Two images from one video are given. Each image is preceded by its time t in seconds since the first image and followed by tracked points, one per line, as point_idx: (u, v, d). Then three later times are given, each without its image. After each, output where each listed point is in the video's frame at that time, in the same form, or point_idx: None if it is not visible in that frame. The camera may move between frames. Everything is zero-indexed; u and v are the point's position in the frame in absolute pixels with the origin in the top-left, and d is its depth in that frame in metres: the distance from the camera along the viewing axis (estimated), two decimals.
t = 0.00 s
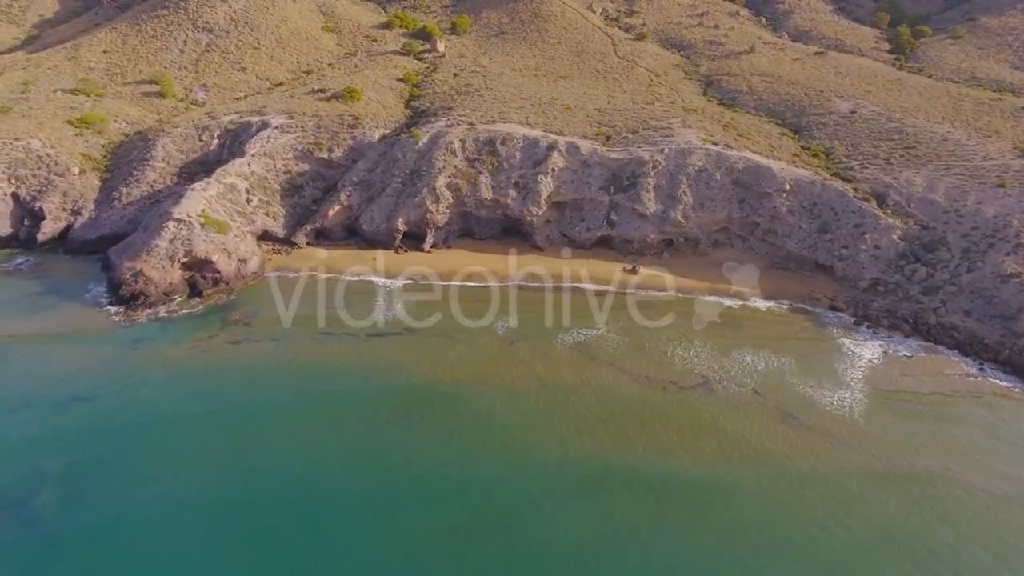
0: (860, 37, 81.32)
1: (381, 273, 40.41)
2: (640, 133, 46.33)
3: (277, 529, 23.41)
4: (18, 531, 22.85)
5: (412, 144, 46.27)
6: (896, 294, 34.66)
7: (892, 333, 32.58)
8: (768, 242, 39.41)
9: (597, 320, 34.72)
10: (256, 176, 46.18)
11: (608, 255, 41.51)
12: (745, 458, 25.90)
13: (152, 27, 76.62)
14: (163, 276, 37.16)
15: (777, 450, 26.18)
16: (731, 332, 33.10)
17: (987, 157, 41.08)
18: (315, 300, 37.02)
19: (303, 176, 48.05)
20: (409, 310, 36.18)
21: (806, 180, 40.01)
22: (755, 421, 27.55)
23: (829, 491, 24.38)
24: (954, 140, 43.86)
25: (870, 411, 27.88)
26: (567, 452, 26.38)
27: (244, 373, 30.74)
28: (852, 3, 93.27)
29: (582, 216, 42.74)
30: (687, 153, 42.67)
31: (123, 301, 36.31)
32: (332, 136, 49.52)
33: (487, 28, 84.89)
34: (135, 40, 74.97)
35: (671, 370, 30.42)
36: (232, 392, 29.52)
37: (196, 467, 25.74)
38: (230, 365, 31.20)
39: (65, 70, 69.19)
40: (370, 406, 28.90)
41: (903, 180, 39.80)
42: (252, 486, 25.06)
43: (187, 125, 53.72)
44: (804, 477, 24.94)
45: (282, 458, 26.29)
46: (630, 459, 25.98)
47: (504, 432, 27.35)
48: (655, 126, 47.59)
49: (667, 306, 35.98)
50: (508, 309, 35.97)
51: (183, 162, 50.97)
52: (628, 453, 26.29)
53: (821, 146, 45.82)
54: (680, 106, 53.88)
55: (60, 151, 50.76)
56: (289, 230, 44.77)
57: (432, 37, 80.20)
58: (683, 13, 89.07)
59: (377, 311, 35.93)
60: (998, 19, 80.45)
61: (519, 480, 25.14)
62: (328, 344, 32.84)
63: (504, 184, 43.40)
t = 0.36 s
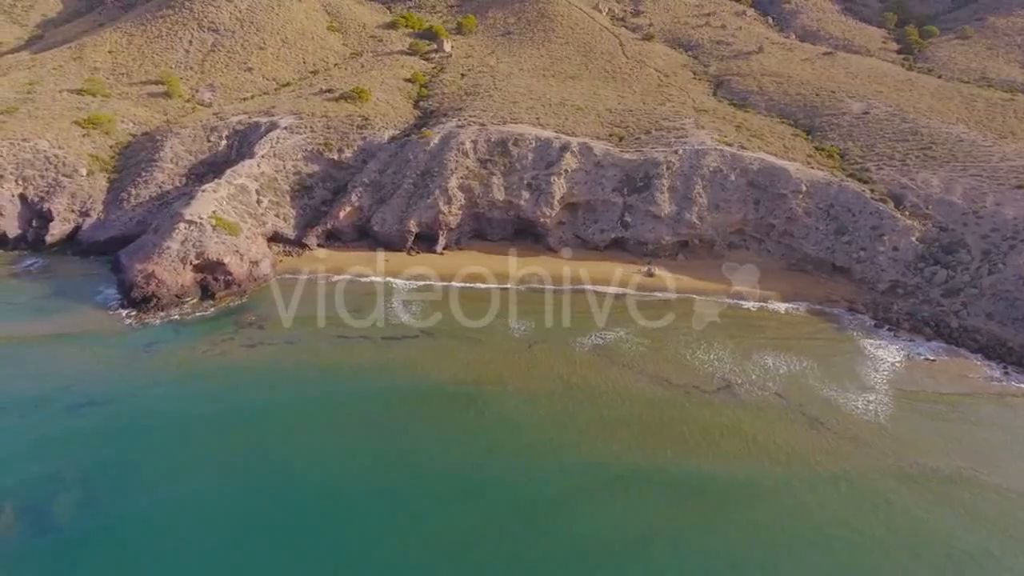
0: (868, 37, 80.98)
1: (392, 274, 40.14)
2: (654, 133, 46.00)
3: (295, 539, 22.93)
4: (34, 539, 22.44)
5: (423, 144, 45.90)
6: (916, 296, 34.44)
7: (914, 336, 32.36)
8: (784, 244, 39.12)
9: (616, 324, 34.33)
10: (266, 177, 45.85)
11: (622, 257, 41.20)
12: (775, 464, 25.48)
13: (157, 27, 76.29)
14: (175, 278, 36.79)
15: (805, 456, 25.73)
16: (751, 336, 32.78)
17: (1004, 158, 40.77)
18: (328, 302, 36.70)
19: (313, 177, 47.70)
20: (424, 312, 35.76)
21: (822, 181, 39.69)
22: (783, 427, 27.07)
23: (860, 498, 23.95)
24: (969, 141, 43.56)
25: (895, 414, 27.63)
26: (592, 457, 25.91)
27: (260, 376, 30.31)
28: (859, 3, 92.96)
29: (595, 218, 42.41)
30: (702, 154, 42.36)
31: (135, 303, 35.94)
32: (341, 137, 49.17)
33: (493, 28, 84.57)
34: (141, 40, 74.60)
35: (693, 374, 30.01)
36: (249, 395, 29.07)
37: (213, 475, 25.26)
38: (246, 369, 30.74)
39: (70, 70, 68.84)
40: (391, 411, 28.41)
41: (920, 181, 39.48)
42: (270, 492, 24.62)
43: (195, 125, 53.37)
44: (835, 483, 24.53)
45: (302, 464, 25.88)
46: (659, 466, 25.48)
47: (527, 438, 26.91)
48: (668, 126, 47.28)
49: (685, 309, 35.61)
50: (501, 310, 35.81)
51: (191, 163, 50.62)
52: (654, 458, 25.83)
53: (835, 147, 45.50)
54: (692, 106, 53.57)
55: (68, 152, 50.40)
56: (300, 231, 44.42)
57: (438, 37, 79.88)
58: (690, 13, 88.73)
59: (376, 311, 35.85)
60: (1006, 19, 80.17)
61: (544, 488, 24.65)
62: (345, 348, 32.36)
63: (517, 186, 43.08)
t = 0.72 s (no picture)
0: (876, 37, 80.67)
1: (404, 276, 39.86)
2: (667, 134, 45.68)
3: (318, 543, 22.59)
4: (54, 545, 22.04)
5: (435, 145, 45.55)
6: (936, 299, 34.24)
7: (937, 339, 32.16)
8: (801, 246, 38.88)
9: (633, 326, 34.01)
10: (276, 178, 45.51)
11: (637, 259, 40.89)
12: (804, 469, 25.05)
13: (163, 27, 75.91)
14: (188, 280, 36.42)
15: (833, 461, 25.38)
16: (772, 340, 32.48)
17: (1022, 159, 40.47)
18: (342, 305, 36.39)
19: (323, 178, 47.37)
20: (439, 314, 35.46)
21: (839, 182, 39.39)
22: (809, 432, 26.73)
23: (891, 501, 23.62)
24: (986, 141, 43.28)
25: (923, 418, 27.35)
26: (616, 461, 25.60)
27: (277, 381, 29.92)
28: (866, 3, 92.67)
29: (610, 219, 42.09)
30: (717, 154, 42.03)
31: (147, 306, 35.57)
32: (351, 137, 48.83)
33: (500, 28, 84.23)
34: (146, 40, 74.20)
35: (714, 378, 29.71)
36: (265, 399, 28.70)
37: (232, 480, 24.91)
38: (261, 373, 30.43)
39: (76, 71, 68.47)
40: (412, 415, 28.02)
41: (938, 182, 39.17)
42: (291, 497, 24.26)
43: (203, 126, 53.02)
44: (866, 489, 24.15)
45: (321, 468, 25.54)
46: (686, 471, 25.06)
47: (550, 442, 26.51)
48: (681, 127, 46.97)
49: (703, 313, 35.33)
50: (502, 311, 35.67)
51: (200, 164, 50.28)
52: (680, 464, 25.41)
53: (850, 148, 45.18)
54: (703, 106, 53.26)
55: (76, 153, 50.05)
56: (311, 233, 44.10)
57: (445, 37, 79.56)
58: (696, 13, 88.42)
59: (376, 311, 35.73)
60: (1015, 19, 79.91)
61: (570, 493, 24.26)
62: (362, 352, 31.99)
63: (530, 187, 42.76)
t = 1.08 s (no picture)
0: (884, 37, 80.30)
1: (418, 278, 39.57)
2: (680, 135, 45.32)
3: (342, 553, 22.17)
4: (72, 553, 21.61)
5: (446, 145, 45.19)
6: (957, 302, 34.01)
7: (959, 342, 31.92)
8: (817, 248, 38.61)
9: (652, 329, 33.66)
10: (286, 179, 45.17)
11: (652, 261, 40.56)
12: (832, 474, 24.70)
13: (168, 27, 75.55)
14: (200, 283, 36.06)
15: (861, 464, 25.05)
16: (790, 342, 32.23)
17: None
18: (357, 307, 36.08)
19: (333, 179, 47.02)
20: (454, 316, 35.14)
21: (856, 183, 39.06)
22: (836, 436, 26.38)
23: (921, 502, 23.45)
24: (1002, 142, 42.97)
25: (951, 422, 27.04)
26: (637, 460, 25.48)
27: (293, 385, 29.52)
28: (873, 3, 92.29)
29: (624, 221, 41.77)
30: (732, 155, 41.70)
31: (160, 309, 35.21)
32: (361, 138, 48.49)
33: (506, 28, 83.88)
34: (151, 40, 73.86)
35: (736, 381, 29.39)
36: (282, 403, 28.29)
37: (252, 487, 24.48)
38: (277, 373, 30.26)
39: (82, 71, 68.11)
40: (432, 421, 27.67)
41: (955, 183, 38.86)
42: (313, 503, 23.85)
43: (212, 126, 52.67)
44: (896, 495, 23.77)
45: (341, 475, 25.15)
46: (713, 476, 24.67)
47: (573, 448, 26.12)
48: (694, 128, 46.62)
49: (720, 315, 35.01)
50: (500, 311, 35.61)
51: (209, 165, 49.92)
52: (707, 468, 25.05)
53: (865, 148, 44.86)
54: (714, 107, 52.93)
55: (84, 153, 49.73)
56: (322, 234, 43.76)
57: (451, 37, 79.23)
58: (703, 13, 88.05)
59: (375, 310, 35.72)
60: None
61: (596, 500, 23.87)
62: (378, 356, 31.60)
63: (543, 188, 42.41)
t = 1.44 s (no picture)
0: (893, 37, 79.93)
1: (431, 279, 39.31)
2: (694, 136, 44.97)
3: (366, 565, 21.71)
4: (93, 554, 21.50)
5: (458, 146, 44.82)
6: (978, 305, 33.77)
7: (981, 346, 31.71)
8: (835, 250, 38.32)
9: (671, 332, 33.34)
10: (297, 180, 44.84)
11: (668, 263, 40.22)
12: (865, 482, 24.22)
13: (174, 27, 75.17)
14: (212, 285, 35.69)
15: (888, 465, 24.90)
16: (810, 344, 31.96)
17: None
18: (371, 309, 35.77)
19: (344, 180, 46.66)
20: (469, 320, 34.82)
21: (873, 185, 38.71)
22: (861, 438, 26.21)
23: (951, 502, 23.33)
24: (1019, 143, 42.62)
25: (978, 428, 26.76)
26: (659, 462, 25.34)
27: (312, 390, 29.19)
28: (880, 3, 91.87)
29: (638, 222, 41.43)
30: (747, 156, 41.35)
31: (172, 311, 34.85)
32: (372, 139, 48.14)
33: (512, 28, 83.50)
34: (157, 40, 73.47)
35: (758, 385, 29.06)
36: (301, 411, 27.94)
37: (272, 495, 24.07)
38: (293, 375, 30.09)
39: (88, 71, 67.73)
40: (454, 428, 27.29)
41: (974, 185, 38.52)
42: (337, 513, 23.44)
43: (221, 127, 52.30)
44: (927, 498, 23.54)
45: (363, 485, 24.68)
46: (743, 482, 24.33)
47: (598, 456, 25.76)
48: (708, 128, 46.27)
49: (739, 317, 34.72)
50: (500, 311, 35.60)
51: (218, 166, 49.55)
52: (736, 475, 24.67)
53: (880, 149, 44.51)
54: (726, 107, 52.57)
55: (93, 154, 49.38)
56: (334, 236, 43.42)
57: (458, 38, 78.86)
58: (710, 13, 87.61)
59: (376, 311, 35.63)
60: None
61: (625, 509, 23.43)
62: (395, 361, 31.26)
63: (557, 189, 42.05)
